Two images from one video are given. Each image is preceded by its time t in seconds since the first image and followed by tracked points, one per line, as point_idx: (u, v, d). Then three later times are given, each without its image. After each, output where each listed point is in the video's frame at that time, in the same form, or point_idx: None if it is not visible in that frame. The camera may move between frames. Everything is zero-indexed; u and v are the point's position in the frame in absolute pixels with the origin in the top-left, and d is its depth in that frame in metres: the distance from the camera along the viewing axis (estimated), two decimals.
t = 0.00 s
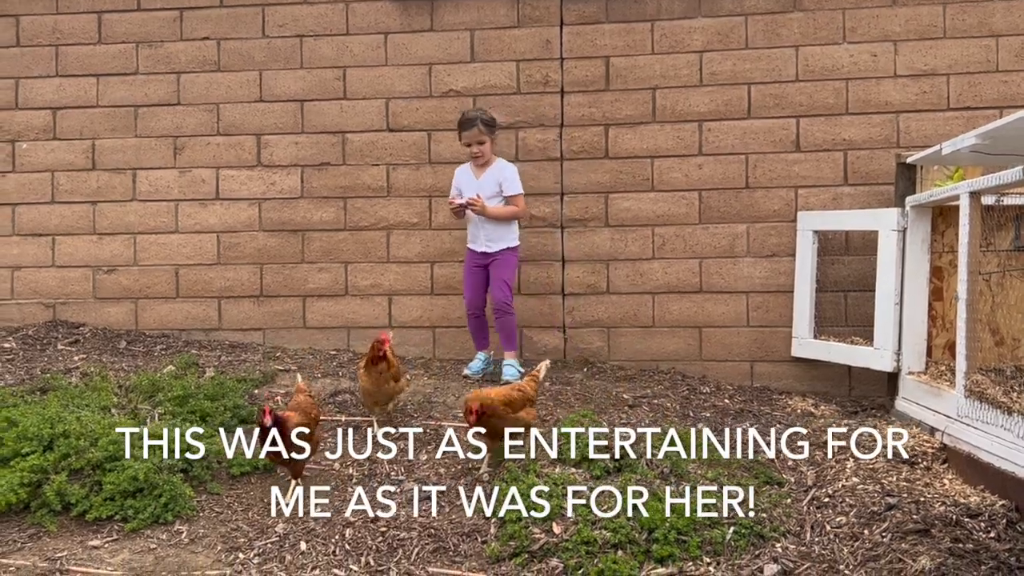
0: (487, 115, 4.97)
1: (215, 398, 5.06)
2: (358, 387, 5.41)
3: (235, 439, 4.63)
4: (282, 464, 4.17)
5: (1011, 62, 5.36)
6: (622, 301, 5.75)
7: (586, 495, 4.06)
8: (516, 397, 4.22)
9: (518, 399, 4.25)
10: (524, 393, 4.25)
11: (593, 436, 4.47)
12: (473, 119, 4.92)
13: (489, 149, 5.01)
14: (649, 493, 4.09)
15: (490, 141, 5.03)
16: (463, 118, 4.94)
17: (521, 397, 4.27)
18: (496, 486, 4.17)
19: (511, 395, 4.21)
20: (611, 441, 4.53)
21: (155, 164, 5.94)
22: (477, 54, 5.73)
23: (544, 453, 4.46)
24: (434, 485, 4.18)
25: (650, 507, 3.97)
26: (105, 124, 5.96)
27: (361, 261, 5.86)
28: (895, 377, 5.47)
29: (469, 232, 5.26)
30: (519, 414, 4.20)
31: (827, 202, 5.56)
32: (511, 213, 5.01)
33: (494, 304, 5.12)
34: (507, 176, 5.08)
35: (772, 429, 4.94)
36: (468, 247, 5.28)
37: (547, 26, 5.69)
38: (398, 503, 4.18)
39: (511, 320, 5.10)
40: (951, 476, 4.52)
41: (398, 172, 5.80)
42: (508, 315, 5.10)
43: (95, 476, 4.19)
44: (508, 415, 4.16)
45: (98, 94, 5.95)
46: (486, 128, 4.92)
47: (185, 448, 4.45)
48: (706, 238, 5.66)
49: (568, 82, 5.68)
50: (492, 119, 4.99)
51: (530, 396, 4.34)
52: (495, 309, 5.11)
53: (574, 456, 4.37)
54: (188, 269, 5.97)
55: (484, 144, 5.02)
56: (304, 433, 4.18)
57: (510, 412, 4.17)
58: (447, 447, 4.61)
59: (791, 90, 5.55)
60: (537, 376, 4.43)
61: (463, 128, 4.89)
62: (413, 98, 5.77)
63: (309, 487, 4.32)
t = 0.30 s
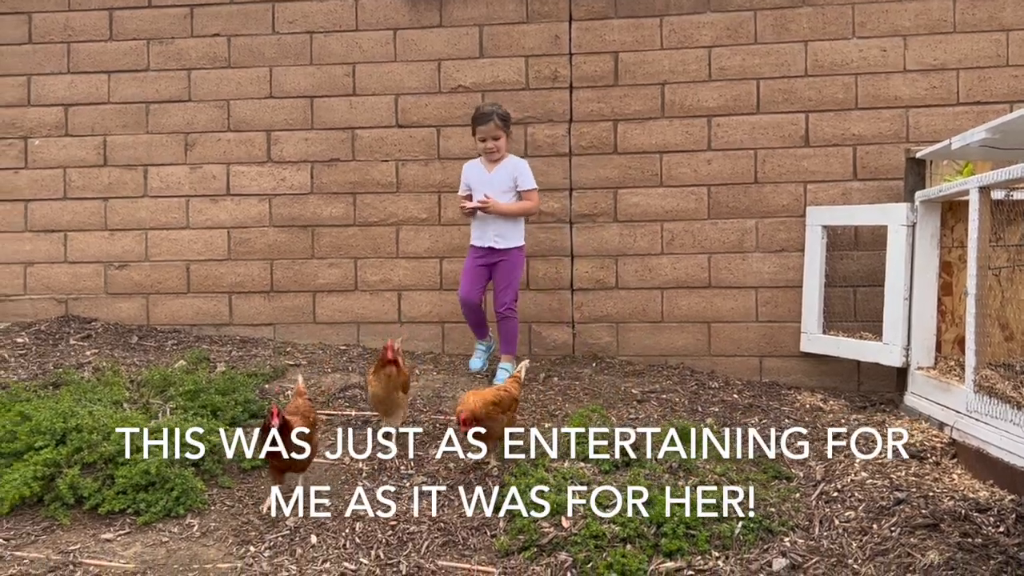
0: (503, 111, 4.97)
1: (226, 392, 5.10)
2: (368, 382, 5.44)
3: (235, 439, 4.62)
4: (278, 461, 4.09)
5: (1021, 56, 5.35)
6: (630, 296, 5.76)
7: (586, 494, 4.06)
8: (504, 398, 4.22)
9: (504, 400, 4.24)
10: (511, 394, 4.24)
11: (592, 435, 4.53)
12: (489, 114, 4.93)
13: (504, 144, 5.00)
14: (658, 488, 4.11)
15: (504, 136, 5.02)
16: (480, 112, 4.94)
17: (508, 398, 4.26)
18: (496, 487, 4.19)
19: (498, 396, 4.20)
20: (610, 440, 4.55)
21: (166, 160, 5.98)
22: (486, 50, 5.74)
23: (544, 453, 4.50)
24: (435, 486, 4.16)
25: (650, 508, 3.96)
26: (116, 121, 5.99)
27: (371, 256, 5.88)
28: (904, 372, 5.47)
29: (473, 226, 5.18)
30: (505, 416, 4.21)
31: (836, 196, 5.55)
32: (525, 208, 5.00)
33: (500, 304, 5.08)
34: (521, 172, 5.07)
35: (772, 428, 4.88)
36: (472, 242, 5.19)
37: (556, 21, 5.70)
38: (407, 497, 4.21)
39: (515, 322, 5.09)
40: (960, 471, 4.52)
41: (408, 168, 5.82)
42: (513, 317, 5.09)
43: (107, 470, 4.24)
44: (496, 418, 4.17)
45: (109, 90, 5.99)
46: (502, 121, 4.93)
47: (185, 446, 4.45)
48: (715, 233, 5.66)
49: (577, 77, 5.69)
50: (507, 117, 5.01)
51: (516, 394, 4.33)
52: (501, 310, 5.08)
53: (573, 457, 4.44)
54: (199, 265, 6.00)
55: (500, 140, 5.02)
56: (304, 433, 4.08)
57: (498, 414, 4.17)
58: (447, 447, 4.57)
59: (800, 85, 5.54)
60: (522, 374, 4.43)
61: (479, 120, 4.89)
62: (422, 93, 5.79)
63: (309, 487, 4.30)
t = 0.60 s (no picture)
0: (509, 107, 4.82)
1: (239, 386, 5.14)
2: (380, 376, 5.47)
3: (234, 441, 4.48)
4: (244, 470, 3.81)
5: None
6: (641, 291, 5.77)
7: (586, 494, 4.07)
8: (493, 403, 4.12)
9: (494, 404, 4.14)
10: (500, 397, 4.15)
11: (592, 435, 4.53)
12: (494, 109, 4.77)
13: (508, 142, 4.84)
14: (668, 482, 4.14)
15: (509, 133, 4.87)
16: (485, 106, 4.77)
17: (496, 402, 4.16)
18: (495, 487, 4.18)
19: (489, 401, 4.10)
20: (611, 440, 4.54)
21: (179, 156, 6.01)
22: (497, 45, 5.75)
23: (544, 452, 4.46)
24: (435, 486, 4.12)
25: (651, 507, 3.96)
26: (130, 117, 6.03)
27: (382, 251, 5.91)
28: (916, 366, 5.47)
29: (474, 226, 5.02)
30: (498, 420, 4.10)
31: (848, 191, 5.55)
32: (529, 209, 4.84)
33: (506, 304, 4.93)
34: (524, 170, 4.92)
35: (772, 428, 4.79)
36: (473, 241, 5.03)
37: (567, 16, 5.70)
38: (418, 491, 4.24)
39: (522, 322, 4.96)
40: (971, 466, 4.52)
41: (419, 163, 5.84)
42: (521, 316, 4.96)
43: (122, 463, 4.31)
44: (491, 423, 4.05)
45: (123, 86, 6.02)
46: (508, 119, 4.78)
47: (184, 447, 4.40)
48: (726, 228, 5.67)
49: (588, 72, 5.70)
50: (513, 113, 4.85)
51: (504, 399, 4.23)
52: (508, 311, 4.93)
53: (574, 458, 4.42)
54: (212, 259, 6.04)
55: (504, 136, 4.86)
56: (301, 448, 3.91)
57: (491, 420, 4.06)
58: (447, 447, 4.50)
59: (811, 79, 5.54)
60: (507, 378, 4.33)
61: (483, 116, 4.73)
62: (433, 89, 5.81)
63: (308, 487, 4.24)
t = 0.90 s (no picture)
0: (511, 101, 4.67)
1: (256, 377, 5.19)
2: (395, 368, 5.50)
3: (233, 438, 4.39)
4: (211, 486, 3.58)
5: None
6: (655, 284, 5.77)
7: (586, 494, 4.03)
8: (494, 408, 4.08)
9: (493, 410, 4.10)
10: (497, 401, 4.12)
11: (592, 436, 4.51)
12: (495, 105, 4.63)
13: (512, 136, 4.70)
14: (682, 474, 4.17)
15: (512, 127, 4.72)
16: (485, 103, 4.64)
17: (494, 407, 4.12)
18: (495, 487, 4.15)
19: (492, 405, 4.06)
20: (611, 442, 4.50)
21: (196, 149, 6.05)
22: (511, 38, 5.76)
23: (545, 453, 4.45)
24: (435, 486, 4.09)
25: (651, 508, 3.93)
26: (147, 111, 6.08)
27: (397, 244, 5.94)
28: (931, 359, 5.45)
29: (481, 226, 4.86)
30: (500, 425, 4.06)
31: (863, 183, 5.53)
32: (537, 206, 4.68)
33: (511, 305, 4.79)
34: (532, 166, 4.77)
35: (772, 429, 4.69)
36: (479, 240, 4.87)
37: (581, 9, 5.70)
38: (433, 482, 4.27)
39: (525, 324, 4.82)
40: (987, 459, 4.51)
41: (433, 156, 5.86)
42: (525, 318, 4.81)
43: (140, 454, 4.37)
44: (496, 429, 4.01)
45: (140, 80, 6.07)
46: (510, 113, 4.63)
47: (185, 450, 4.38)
48: (741, 221, 5.66)
49: (602, 65, 5.70)
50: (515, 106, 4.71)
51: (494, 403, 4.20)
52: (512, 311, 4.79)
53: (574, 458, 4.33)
54: (228, 252, 6.08)
55: (507, 132, 4.71)
56: (285, 464, 3.74)
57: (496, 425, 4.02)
58: (447, 446, 4.49)
59: (827, 71, 5.52)
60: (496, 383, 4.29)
61: (485, 112, 4.57)
62: (447, 82, 5.83)
63: (308, 488, 4.22)
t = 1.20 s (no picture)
0: (522, 98, 4.56)
1: (276, 368, 5.23)
2: (413, 359, 5.53)
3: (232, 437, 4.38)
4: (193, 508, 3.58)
5: None
6: (673, 275, 5.77)
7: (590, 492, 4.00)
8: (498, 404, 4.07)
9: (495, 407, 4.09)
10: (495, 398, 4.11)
11: (593, 435, 4.42)
12: (502, 101, 4.53)
13: (518, 136, 4.60)
14: (701, 465, 4.18)
15: (520, 127, 4.61)
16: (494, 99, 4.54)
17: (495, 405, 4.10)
18: (495, 487, 4.10)
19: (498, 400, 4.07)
20: (611, 440, 4.42)
21: (216, 142, 6.09)
22: (529, 29, 5.76)
23: (545, 453, 4.39)
24: (433, 486, 4.03)
25: (651, 509, 3.91)
26: (167, 103, 6.12)
27: (415, 236, 5.96)
28: (951, 350, 5.42)
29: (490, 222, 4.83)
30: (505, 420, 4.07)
31: (882, 174, 5.51)
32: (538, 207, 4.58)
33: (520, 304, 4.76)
34: (538, 165, 4.66)
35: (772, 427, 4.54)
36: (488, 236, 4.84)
37: None
38: (452, 472, 4.30)
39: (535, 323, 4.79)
40: (1007, 450, 4.50)
41: (451, 148, 5.87)
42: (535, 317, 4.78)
43: (162, 443, 4.41)
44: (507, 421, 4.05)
45: (160, 73, 6.11)
46: (516, 112, 4.52)
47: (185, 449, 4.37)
48: (759, 212, 5.65)
49: (620, 56, 5.69)
50: (526, 105, 4.59)
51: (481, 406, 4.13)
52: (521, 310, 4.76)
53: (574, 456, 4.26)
54: (248, 244, 6.12)
55: (514, 131, 4.60)
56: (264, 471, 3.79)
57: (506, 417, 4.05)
58: (447, 446, 4.45)
59: (846, 61, 5.49)
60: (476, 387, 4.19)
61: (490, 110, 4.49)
62: (465, 74, 5.83)
63: (310, 487, 4.20)
